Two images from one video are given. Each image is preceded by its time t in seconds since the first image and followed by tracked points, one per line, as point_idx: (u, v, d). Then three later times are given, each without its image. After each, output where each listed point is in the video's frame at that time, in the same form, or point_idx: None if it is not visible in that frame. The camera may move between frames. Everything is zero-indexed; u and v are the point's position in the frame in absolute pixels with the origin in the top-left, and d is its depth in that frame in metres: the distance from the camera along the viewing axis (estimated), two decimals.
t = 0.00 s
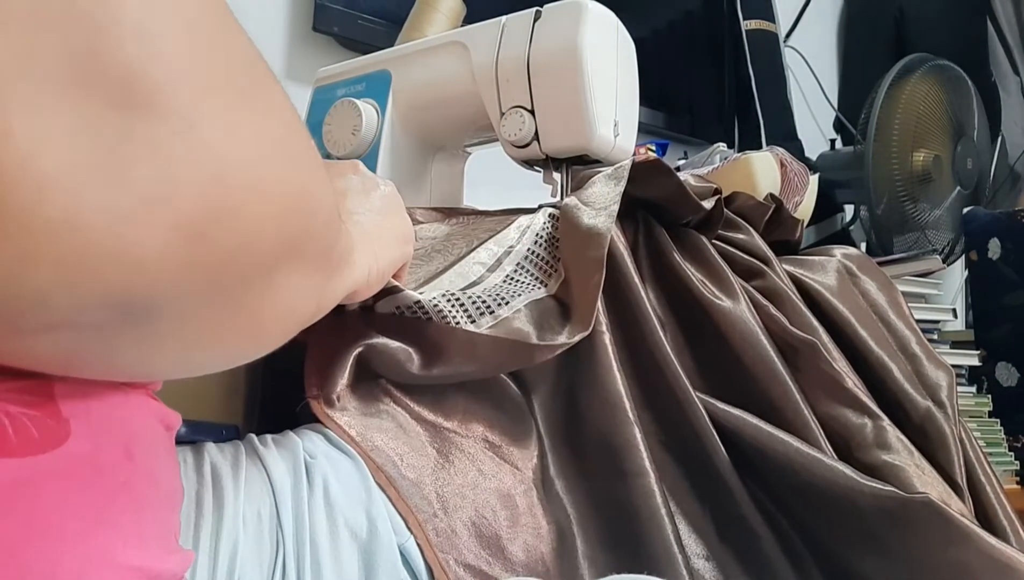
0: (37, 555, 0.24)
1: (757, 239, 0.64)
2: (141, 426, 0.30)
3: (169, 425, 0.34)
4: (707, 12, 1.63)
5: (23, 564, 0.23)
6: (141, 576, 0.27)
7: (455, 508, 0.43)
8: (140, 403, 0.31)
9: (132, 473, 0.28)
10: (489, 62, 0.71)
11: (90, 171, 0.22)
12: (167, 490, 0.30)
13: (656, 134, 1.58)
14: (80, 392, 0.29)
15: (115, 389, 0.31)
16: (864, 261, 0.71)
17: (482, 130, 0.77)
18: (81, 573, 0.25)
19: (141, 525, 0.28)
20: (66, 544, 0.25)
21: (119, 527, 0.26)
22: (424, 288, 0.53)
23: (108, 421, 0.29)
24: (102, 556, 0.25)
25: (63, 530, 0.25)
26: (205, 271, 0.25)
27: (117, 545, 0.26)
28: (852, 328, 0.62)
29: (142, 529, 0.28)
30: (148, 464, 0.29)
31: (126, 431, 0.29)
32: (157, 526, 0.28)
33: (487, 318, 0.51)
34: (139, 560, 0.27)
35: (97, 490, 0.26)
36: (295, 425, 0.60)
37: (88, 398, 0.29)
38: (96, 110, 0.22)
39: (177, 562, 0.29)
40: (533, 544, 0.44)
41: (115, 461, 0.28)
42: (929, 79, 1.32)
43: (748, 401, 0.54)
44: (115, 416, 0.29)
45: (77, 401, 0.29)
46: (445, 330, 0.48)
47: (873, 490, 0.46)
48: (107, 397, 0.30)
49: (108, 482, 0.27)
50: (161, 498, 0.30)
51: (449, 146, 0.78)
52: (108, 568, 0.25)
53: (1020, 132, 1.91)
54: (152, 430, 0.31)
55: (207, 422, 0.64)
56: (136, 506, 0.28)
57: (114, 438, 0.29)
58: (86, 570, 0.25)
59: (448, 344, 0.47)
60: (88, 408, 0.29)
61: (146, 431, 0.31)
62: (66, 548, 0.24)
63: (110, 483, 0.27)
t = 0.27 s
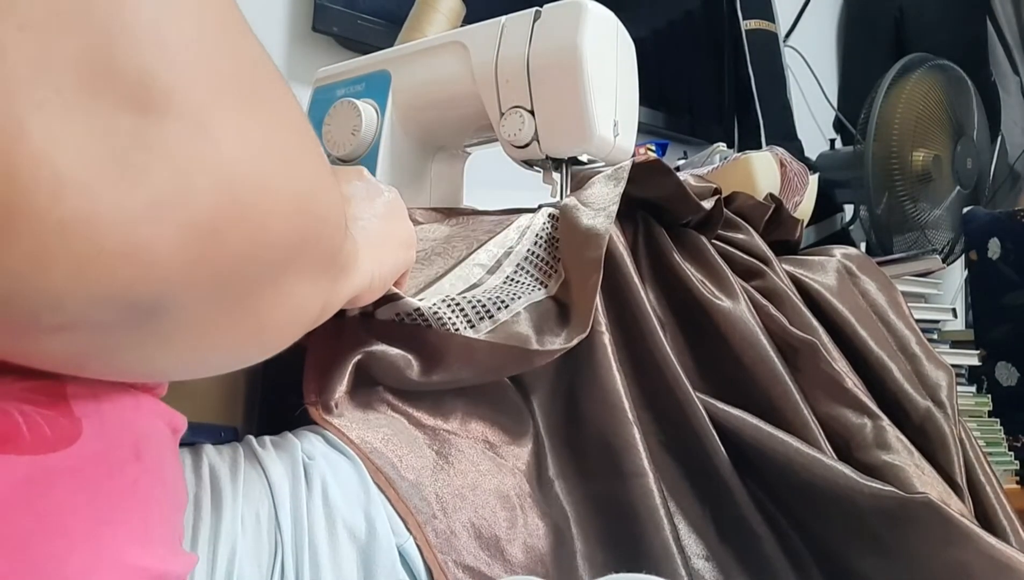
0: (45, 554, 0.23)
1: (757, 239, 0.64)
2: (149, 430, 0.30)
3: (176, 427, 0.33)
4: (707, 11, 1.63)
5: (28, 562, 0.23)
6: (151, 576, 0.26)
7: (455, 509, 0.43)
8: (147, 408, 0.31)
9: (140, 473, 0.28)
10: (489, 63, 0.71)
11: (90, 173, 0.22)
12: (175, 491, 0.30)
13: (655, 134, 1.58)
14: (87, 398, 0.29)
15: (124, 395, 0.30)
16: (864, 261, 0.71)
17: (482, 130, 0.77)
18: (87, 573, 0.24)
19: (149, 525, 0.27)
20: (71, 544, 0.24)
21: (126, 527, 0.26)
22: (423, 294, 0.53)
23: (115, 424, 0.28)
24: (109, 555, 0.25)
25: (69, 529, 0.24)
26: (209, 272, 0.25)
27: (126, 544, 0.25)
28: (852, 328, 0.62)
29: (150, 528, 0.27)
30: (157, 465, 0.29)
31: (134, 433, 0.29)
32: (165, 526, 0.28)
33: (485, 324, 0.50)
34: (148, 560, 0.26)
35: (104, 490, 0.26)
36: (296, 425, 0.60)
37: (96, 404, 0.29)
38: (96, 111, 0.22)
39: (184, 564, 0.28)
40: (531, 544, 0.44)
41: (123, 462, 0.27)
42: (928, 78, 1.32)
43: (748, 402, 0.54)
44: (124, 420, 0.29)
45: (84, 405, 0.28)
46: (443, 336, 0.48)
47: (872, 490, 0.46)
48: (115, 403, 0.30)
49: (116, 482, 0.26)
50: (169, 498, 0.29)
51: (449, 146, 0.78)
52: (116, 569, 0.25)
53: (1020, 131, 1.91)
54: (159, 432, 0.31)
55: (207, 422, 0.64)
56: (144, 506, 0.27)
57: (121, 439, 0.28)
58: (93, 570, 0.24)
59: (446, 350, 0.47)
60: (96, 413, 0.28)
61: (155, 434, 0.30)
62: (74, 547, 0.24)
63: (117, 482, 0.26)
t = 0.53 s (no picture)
0: (52, 558, 0.23)
1: (757, 239, 0.64)
2: (160, 433, 0.30)
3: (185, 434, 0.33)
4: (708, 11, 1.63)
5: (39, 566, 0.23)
6: None
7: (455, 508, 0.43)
8: (158, 413, 0.31)
9: (151, 478, 0.28)
10: (489, 63, 0.71)
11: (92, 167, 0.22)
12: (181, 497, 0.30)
13: (656, 134, 1.58)
14: (101, 399, 0.28)
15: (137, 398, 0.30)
16: (864, 261, 0.71)
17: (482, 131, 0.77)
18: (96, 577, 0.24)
19: (158, 530, 0.27)
20: (82, 548, 0.24)
21: (135, 532, 0.26)
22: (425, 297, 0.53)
23: (128, 427, 0.29)
24: (117, 561, 0.25)
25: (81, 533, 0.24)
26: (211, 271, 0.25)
27: (134, 550, 0.26)
28: (852, 328, 0.62)
29: (158, 533, 0.27)
30: (167, 470, 0.29)
31: (146, 437, 0.29)
32: (173, 532, 0.28)
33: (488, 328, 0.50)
34: (155, 566, 0.26)
35: (115, 494, 0.26)
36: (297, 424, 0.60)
37: (109, 405, 0.29)
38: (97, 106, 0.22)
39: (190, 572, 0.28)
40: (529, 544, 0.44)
41: (134, 467, 0.27)
42: (929, 79, 1.32)
43: (748, 401, 0.54)
44: (137, 423, 0.29)
45: (98, 406, 0.28)
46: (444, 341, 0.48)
47: (872, 490, 0.46)
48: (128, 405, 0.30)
49: (127, 488, 0.26)
50: (177, 503, 0.29)
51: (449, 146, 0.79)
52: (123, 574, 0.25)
53: (1020, 132, 1.91)
54: (169, 437, 0.31)
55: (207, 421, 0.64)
56: (154, 510, 0.27)
57: (135, 443, 0.28)
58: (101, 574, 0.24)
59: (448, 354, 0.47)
60: (110, 415, 0.28)
61: (165, 438, 0.30)
62: (84, 552, 0.24)
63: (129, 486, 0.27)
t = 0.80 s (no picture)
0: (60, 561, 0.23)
1: (757, 239, 0.64)
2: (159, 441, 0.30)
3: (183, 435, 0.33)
4: (708, 12, 1.63)
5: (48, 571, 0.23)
6: None
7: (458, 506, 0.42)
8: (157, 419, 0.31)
9: (154, 484, 0.28)
10: (489, 62, 0.71)
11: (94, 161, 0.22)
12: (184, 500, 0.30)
13: (656, 134, 1.58)
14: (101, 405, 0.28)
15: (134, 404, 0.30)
16: (864, 261, 0.71)
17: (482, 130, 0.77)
18: None
19: (163, 535, 0.27)
20: (90, 552, 0.24)
21: (142, 537, 0.26)
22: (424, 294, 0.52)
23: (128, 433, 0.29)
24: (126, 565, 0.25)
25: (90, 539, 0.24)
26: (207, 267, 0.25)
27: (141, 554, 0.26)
28: (852, 329, 0.62)
29: (164, 538, 0.27)
30: (168, 476, 0.29)
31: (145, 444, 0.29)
32: (177, 536, 0.28)
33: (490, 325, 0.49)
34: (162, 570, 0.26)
35: (120, 500, 0.26)
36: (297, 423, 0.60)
37: (109, 412, 0.29)
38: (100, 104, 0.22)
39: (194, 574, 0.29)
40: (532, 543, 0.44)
41: (137, 473, 0.27)
42: (929, 79, 1.32)
43: (748, 401, 0.54)
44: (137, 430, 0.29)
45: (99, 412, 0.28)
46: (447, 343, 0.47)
47: (872, 490, 0.46)
48: (126, 412, 0.30)
49: (130, 492, 0.26)
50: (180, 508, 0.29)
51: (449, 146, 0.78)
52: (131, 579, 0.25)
53: (1020, 132, 1.91)
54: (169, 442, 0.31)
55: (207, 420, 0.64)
56: (158, 516, 0.27)
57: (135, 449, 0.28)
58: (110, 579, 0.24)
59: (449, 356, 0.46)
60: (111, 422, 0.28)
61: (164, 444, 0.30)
62: (92, 557, 0.24)
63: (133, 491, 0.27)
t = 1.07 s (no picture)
0: (59, 561, 0.24)
1: (757, 239, 0.64)
2: (159, 436, 0.30)
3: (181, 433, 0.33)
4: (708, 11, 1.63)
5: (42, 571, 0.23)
6: None
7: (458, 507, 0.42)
8: (158, 416, 0.31)
9: (152, 482, 0.28)
10: (489, 62, 0.71)
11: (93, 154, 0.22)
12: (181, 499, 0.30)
13: (656, 134, 1.58)
14: (102, 402, 0.28)
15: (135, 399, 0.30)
16: (864, 261, 0.71)
17: (481, 130, 0.76)
18: None
19: (157, 535, 0.27)
20: (85, 552, 0.24)
21: (135, 536, 0.26)
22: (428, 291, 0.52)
23: (129, 430, 0.29)
24: (119, 565, 0.25)
25: (84, 539, 0.24)
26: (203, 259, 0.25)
27: (134, 553, 0.26)
28: (853, 329, 0.62)
29: (158, 537, 0.27)
30: (166, 472, 0.29)
31: (145, 440, 0.29)
32: (172, 535, 0.28)
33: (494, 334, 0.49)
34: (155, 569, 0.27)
35: (116, 499, 0.26)
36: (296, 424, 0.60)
37: (110, 407, 0.28)
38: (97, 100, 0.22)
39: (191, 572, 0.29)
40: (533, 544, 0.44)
41: (135, 470, 0.27)
42: (929, 79, 1.32)
43: (748, 401, 0.54)
44: (137, 426, 0.29)
45: (100, 409, 0.28)
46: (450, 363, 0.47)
47: (872, 490, 0.46)
48: (127, 407, 0.29)
49: (127, 490, 0.27)
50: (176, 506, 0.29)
51: (449, 146, 0.77)
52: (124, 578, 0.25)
53: (1020, 132, 1.91)
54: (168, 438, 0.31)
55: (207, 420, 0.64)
56: (153, 516, 0.28)
57: (135, 446, 0.28)
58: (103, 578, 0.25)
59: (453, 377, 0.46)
60: (111, 418, 0.28)
61: (163, 440, 0.30)
62: (86, 556, 0.24)
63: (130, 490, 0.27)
